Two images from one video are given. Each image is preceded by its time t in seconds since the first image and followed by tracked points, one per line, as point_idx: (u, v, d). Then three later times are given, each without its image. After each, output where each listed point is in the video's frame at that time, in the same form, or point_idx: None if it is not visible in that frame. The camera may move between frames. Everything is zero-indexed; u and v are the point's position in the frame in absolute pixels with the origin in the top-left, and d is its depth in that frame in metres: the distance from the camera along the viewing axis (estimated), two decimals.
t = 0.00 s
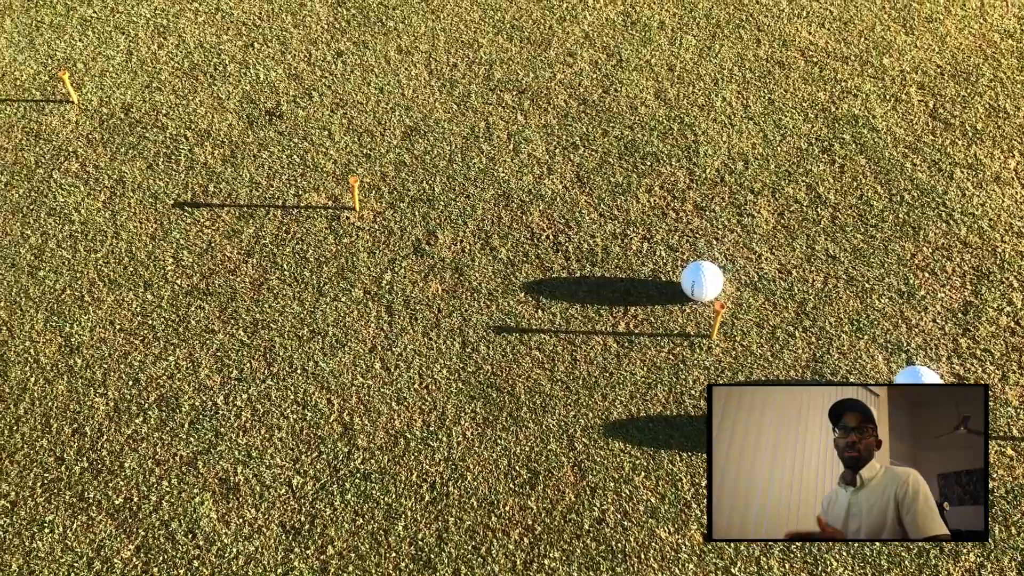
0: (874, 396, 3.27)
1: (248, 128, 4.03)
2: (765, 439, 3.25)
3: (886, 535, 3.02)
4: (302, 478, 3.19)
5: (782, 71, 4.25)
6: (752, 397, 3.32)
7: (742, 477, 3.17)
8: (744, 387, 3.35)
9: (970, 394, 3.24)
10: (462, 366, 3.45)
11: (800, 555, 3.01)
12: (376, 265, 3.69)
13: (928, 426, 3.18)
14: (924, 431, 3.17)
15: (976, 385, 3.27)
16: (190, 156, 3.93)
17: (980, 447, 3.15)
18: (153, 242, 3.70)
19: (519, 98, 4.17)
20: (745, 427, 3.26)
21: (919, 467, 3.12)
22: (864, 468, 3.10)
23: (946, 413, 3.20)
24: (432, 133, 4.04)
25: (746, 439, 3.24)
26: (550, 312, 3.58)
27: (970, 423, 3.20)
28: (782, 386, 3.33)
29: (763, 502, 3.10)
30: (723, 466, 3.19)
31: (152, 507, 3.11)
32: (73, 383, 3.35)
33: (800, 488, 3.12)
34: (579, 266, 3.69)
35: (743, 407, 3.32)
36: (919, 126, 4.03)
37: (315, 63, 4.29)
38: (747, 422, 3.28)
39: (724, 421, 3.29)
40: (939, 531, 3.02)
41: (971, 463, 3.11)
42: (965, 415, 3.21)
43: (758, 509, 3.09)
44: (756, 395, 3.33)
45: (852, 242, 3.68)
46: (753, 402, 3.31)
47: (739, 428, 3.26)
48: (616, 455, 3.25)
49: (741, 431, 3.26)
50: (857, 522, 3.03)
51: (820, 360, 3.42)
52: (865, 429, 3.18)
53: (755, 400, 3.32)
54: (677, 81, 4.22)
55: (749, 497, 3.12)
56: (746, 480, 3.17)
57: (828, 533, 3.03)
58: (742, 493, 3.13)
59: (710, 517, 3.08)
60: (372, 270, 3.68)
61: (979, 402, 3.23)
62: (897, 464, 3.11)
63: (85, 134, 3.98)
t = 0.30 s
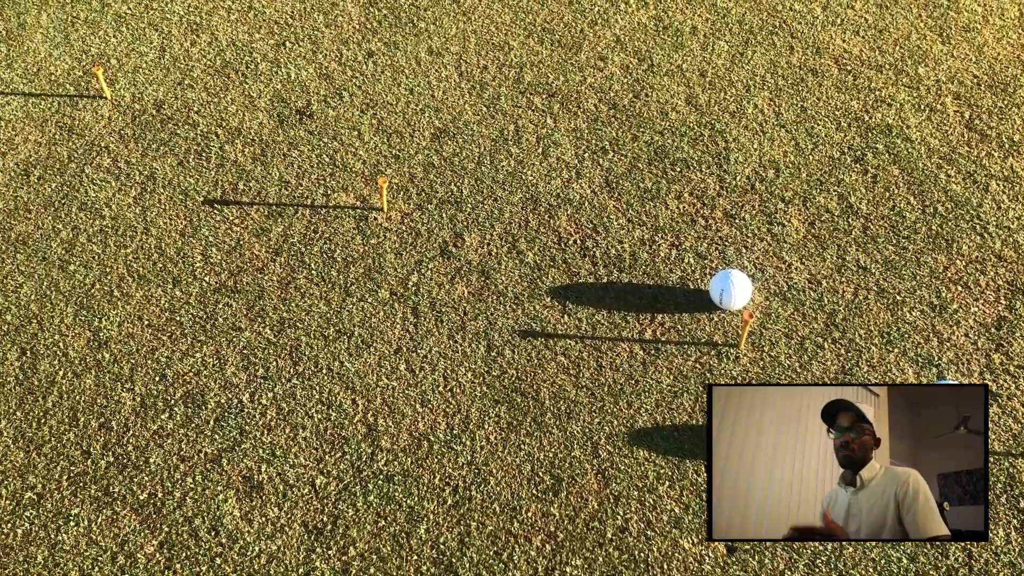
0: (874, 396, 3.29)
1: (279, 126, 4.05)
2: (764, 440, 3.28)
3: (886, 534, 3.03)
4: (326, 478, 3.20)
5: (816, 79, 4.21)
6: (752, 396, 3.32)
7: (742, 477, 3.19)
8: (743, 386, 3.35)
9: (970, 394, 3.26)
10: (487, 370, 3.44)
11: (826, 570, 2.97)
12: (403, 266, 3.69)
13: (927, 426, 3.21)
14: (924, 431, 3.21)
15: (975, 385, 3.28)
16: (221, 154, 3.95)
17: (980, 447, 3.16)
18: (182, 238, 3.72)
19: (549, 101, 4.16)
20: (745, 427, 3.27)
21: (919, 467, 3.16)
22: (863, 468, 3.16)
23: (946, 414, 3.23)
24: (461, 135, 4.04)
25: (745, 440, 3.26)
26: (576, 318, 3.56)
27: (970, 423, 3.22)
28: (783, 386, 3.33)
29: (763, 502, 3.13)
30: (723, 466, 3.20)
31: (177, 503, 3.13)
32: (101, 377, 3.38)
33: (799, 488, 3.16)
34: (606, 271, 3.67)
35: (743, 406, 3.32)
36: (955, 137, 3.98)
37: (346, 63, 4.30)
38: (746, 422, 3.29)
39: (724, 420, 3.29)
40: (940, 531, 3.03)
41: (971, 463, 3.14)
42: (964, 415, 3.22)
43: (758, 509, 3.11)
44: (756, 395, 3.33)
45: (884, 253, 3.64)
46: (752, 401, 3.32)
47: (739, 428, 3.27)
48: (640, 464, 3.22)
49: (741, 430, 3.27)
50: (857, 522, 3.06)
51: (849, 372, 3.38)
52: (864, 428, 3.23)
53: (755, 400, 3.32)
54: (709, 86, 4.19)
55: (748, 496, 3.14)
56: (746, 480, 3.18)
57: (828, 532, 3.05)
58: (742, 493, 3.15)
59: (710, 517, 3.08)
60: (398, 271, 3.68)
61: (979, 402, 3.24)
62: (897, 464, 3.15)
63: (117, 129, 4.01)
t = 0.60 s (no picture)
0: (873, 396, 3.27)
1: (304, 128, 4.06)
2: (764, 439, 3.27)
3: (886, 535, 3.01)
4: (345, 482, 3.20)
5: (844, 86, 4.17)
6: (752, 396, 3.33)
7: (742, 477, 3.19)
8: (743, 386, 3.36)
9: (969, 394, 3.26)
10: (508, 375, 3.43)
11: None
12: (425, 269, 3.69)
13: (926, 426, 3.19)
14: (923, 430, 3.19)
15: (975, 385, 3.29)
16: (245, 154, 3.96)
17: (981, 446, 3.12)
18: (206, 239, 3.73)
19: (574, 106, 4.14)
20: (745, 426, 3.28)
21: (918, 468, 3.12)
22: (862, 467, 3.12)
23: (945, 414, 3.21)
24: (485, 139, 4.03)
25: (745, 439, 3.26)
26: (598, 325, 3.54)
27: (970, 423, 3.17)
28: (784, 386, 3.34)
29: (762, 501, 3.13)
30: (723, 466, 3.20)
31: (197, 504, 3.14)
32: (125, 376, 3.39)
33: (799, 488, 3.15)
34: (628, 278, 3.64)
35: (742, 406, 3.32)
36: (985, 147, 3.93)
37: (371, 65, 4.31)
38: (746, 422, 3.29)
39: (723, 419, 3.30)
40: (940, 532, 3.01)
41: (971, 463, 3.10)
42: (964, 415, 3.20)
43: (757, 510, 3.11)
44: (755, 395, 3.33)
45: (911, 264, 3.59)
46: (752, 401, 3.32)
47: (739, 428, 3.27)
48: (661, 473, 3.20)
49: (740, 430, 3.27)
50: (856, 522, 3.04)
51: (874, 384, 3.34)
52: (863, 427, 3.20)
53: (755, 400, 3.33)
54: (735, 93, 4.15)
55: (748, 496, 3.14)
56: (746, 480, 3.18)
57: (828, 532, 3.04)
58: (742, 493, 3.15)
59: (710, 517, 3.08)
60: (420, 274, 3.67)
61: (978, 402, 3.23)
62: (896, 464, 3.11)
63: (143, 128, 4.03)
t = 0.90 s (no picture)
0: (874, 396, 3.30)
1: (323, 136, 4.08)
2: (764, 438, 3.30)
3: (885, 534, 3.04)
4: (362, 490, 3.20)
5: (863, 97, 4.16)
6: (751, 396, 3.37)
7: (741, 477, 3.21)
8: (743, 386, 3.39)
9: (969, 394, 3.29)
10: (525, 385, 3.43)
11: None
12: (443, 278, 3.69)
13: (926, 426, 3.23)
14: (923, 431, 3.22)
15: (975, 386, 3.31)
16: (265, 162, 3.98)
17: (981, 446, 3.15)
18: (225, 246, 3.75)
19: (592, 115, 4.15)
20: (745, 426, 3.31)
21: (918, 468, 3.16)
22: (861, 466, 3.15)
23: (945, 414, 3.25)
24: (503, 148, 4.04)
25: (745, 439, 3.28)
26: (615, 335, 3.54)
27: (970, 423, 3.21)
28: (784, 387, 3.37)
29: (762, 501, 3.16)
30: (723, 466, 3.22)
31: (215, 510, 3.15)
32: (144, 383, 3.41)
33: (797, 487, 3.19)
34: (646, 288, 3.64)
35: (742, 405, 3.36)
36: (1006, 159, 3.91)
37: (390, 73, 4.32)
38: (746, 422, 3.32)
39: (723, 419, 3.32)
40: (939, 530, 3.04)
41: (971, 463, 3.14)
42: (964, 415, 3.23)
43: (757, 509, 3.13)
44: (755, 395, 3.37)
45: (931, 277, 3.58)
46: (751, 400, 3.36)
47: (739, 427, 3.30)
48: (678, 485, 3.19)
49: (740, 430, 3.30)
50: (855, 521, 3.07)
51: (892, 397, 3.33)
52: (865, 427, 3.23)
53: (755, 399, 3.36)
54: (754, 103, 4.15)
55: (748, 495, 3.16)
56: (745, 480, 3.21)
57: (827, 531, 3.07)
58: (742, 492, 3.17)
59: (711, 518, 3.10)
60: (438, 283, 3.68)
61: (978, 402, 3.26)
62: (895, 464, 3.15)
63: (164, 135, 4.06)
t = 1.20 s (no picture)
0: (875, 397, 3.35)
1: (338, 163, 4.12)
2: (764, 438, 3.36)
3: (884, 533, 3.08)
4: (376, 517, 3.20)
5: (873, 127, 4.19)
6: (751, 395, 3.42)
7: (741, 476, 3.26)
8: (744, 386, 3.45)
9: (969, 394, 3.35)
10: (538, 412, 3.43)
11: None
12: (456, 305, 3.72)
13: (927, 426, 3.29)
14: (923, 431, 3.28)
15: (975, 385, 3.38)
16: (280, 189, 4.03)
17: (980, 446, 3.24)
18: (241, 272, 3.78)
19: (604, 143, 4.19)
20: (745, 425, 3.36)
21: (918, 467, 3.22)
22: (862, 465, 3.20)
23: (945, 414, 3.31)
24: (516, 176, 4.08)
25: (745, 438, 3.33)
26: (628, 362, 3.55)
27: (970, 423, 3.29)
28: (784, 387, 3.43)
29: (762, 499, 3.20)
30: (723, 464, 3.28)
31: (229, 536, 3.15)
32: (159, 408, 3.43)
33: (797, 485, 3.23)
34: (658, 316, 3.66)
35: (742, 405, 3.41)
36: (1018, 189, 3.93)
37: (405, 102, 4.38)
38: (746, 421, 3.37)
39: (723, 418, 3.38)
40: (937, 530, 3.08)
41: (971, 463, 3.21)
42: (964, 415, 3.31)
43: (757, 508, 3.17)
44: (755, 394, 3.43)
45: (943, 306, 3.59)
46: (751, 400, 3.41)
47: (739, 427, 3.35)
48: (692, 514, 3.17)
49: (740, 429, 3.35)
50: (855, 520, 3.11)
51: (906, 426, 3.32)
52: (867, 427, 3.28)
53: (755, 400, 3.42)
54: (765, 132, 4.18)
55: (748, 494, 3.21)
56: (745, 478, 3.26)
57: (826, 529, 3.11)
58: (742, 491, 3.22)
59: (711, 517, 3.14)
60: (452, 310, 3.70)
61: (978, 402, 3.33)
62: (896, 463, 3.20)
63: (181, 162, 4.11)
